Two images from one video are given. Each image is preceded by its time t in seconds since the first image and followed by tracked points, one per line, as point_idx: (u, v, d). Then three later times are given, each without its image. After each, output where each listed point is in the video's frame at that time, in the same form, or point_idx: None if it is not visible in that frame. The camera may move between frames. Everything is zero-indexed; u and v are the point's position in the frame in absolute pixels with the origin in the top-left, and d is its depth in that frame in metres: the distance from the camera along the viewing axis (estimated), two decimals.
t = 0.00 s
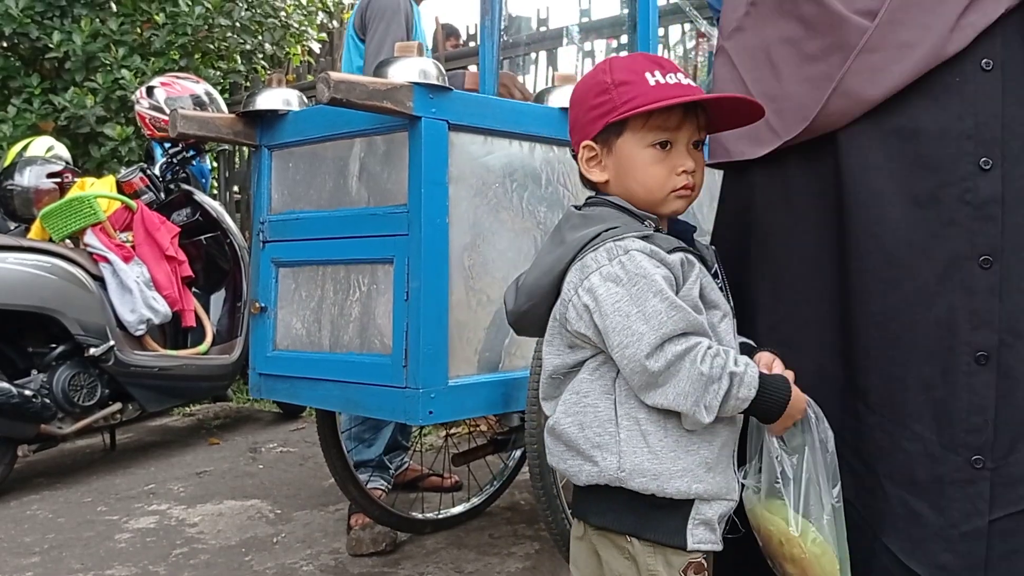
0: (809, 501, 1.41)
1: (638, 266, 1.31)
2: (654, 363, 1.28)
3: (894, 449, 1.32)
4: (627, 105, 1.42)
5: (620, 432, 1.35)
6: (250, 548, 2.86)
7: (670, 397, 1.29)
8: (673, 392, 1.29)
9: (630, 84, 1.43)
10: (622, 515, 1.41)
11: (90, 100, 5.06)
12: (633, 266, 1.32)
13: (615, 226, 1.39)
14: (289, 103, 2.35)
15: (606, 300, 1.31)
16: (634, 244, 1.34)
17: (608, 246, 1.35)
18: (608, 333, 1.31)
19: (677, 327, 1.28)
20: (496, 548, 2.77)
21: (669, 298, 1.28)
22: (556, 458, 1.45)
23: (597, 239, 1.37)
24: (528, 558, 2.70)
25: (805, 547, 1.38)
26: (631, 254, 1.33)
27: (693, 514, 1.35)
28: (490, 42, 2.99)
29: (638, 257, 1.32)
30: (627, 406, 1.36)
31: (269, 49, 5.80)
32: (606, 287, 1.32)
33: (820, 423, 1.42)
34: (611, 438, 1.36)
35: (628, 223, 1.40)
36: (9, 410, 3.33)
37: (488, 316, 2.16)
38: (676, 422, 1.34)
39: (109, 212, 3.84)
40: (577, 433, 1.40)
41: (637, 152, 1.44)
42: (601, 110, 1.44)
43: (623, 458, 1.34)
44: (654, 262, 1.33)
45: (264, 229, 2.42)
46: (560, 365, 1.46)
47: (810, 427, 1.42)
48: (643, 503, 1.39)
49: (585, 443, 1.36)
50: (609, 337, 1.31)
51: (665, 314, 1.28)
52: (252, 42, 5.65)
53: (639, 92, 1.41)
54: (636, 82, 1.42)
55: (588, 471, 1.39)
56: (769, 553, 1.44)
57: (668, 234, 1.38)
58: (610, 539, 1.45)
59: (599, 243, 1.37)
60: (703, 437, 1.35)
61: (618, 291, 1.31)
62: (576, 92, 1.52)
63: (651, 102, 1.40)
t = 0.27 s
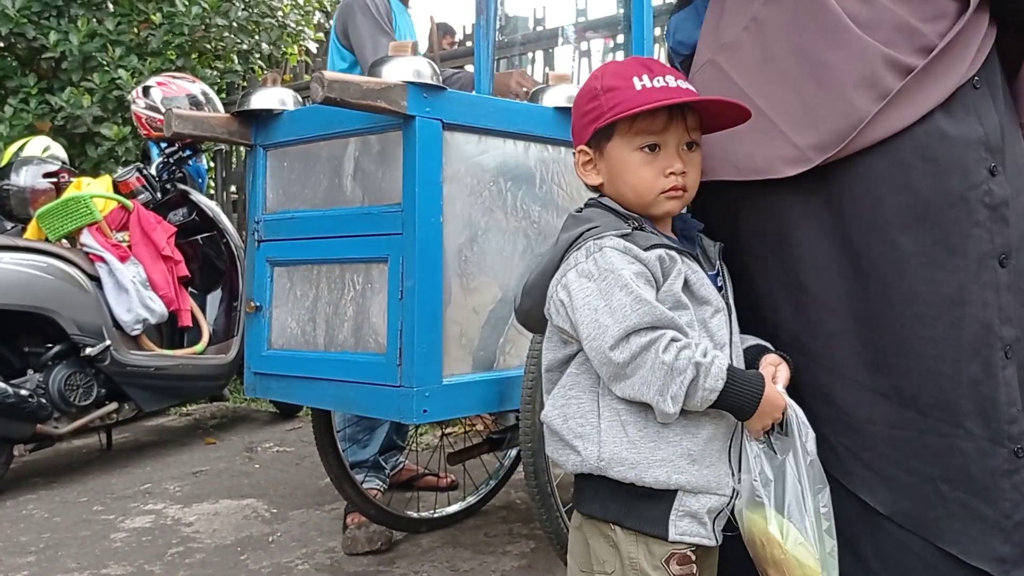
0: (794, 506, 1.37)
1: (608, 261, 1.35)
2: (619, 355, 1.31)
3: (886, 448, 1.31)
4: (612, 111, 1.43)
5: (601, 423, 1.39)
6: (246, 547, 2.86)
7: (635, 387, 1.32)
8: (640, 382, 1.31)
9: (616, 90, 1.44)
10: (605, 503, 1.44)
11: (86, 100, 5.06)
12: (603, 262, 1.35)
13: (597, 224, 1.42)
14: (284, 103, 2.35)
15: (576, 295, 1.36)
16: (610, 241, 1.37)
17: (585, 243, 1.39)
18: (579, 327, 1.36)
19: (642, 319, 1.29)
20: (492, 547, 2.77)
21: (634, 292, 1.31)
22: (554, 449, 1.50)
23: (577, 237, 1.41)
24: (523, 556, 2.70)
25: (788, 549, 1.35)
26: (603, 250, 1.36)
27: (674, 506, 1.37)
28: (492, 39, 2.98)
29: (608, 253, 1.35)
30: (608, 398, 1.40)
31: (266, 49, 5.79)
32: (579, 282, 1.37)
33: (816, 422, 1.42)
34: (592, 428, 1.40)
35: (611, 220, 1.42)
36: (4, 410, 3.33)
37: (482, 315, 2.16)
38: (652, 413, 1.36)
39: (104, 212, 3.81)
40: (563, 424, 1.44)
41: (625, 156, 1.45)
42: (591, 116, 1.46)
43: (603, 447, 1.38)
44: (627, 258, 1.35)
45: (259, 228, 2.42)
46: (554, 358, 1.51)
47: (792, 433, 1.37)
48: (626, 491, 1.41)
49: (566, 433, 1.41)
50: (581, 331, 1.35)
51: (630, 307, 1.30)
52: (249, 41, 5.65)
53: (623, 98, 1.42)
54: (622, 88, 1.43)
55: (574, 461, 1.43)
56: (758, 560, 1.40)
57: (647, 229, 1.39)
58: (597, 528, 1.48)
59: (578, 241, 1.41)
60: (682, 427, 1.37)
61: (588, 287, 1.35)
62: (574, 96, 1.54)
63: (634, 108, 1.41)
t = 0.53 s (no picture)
0: (788, 496, 1.34)
1: (607, 254, 1.33)
2: (619, 347, 1.29)
3: (839, 436, 1.32)
4: (609, 112, 1.39)
5: (600, 415, 1.36)
6: (236, 546, 2.86)
7: (635, 380, 1.30)
8: (639, 374, 1.29)
9: (615, 90, 1.40)
10: (601, 494, 1.40)
11: (79, 99, 5.05)
12: (603, 255, 1.33)
13: (594, 218, 1.40)
14: (276, 100, 2.35)
15: (575, 288, 1.34)
16: (608, 235, 1.36)
17: (583, 237, 1.38)
18: (578, 320, 1.34)
19: (643, 310, 1.28)
20: (483, 545, 2.77)
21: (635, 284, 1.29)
22: (548, 442, 1.46)
23: (574, 231, 1.39)
24: (514, 554, 2.70)
25: (784, 537, 1.32)
26: (601, 243, 1.35)
27: (672, 497, 1.34)
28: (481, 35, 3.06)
29: (608, 246, 1.34)
30: (605, 391, 1.37)
31: (260, 49, 5.77)
32: (579, 275, 1.35)
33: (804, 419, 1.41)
34: (590, 420, 1.37)
35: (607, 214, 1.41)
36: None
37: (473, 312, 2.17)
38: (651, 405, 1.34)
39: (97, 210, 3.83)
40: (559, 416, 1.41)
41: (622, 155, 1.42)
42: (588, 115, 1.42)
43: (602, 438, 1.35)
44: (627, 253, 1.33)
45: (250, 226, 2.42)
46: (547, 354, 1.48)
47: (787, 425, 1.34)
48: (621, 483, 1.38)
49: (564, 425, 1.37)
50: (580, 324, 1.33)
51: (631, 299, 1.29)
52: (243, 40, 5.64)
53: (622, 99, 1.38)
54: (621, 89, 1.39)
55: (571, 452, 1.39)
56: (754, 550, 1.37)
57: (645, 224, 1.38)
58: (591, 519, 1.44)
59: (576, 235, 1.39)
60: (682, 420, 1.35)
61: (587, 280, 1.33)
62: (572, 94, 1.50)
63: (632, 108, 1.37)
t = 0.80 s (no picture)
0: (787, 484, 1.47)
1: (625, 250, 1.35)
2: (641, 341, 1.31)
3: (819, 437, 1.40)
4: (611, 107, 1.42)
5: (614, 406, 1.37)
6: (223, 544, 2.85)
7: (654, 374, 1.32)
8: (658, 368, 1.32)
9: (615, 86, 1.43)
10: (613, 488, 1.39)
11: (67, 96, 5.01)
12: (620, 251, 1.35)
13: (602, 214, 1.41)
14: (262, 97, 2.34)
15: (594, 281, 1.34)
16: (622, 231, 1.37)
17: (596, 232, 1.38)
18: (595, 313, 1.34)
19: (664, 305, 1.31)
20: (470, 543, 2.77)
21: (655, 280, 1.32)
22: (551, 436, 1.44)
23: (584, 226, 1.40)
24: (501, 552, 2.70)
25: (789, 525, 1.44)
26: (617, 239, 1.36)
27: (683, 488, 1.37)
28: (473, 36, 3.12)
29: (624, 243, 1.36)
30: (618, 383, 1.38)
31: (250, 46, 5.76)
32: (595, 269, 1.35)
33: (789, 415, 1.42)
34: (605, 411, 1.37)
35: (612, 211, 1.42)
36: None
37: (460, 309, 2.17)
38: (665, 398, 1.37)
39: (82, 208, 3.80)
40: (570, 409, 1.40)
41: (621, 151, 1.45)
42: (587, 110, 1.45)
43: (619, 430, 1.36)
44: (640, 248, 1.36)
45: (236, 223, 2.41)
46: (547, 347, 1.47)
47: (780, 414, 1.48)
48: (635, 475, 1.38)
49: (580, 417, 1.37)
50: (597, 317, 1.34)
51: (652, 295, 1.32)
52: (232, 38, 5.63)
53: (623, 95, 1.42)
54: (621, 85, 1.43)
55: (584, 445, 1.39)
56: (749, 533, 1.49)
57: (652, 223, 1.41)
58: (599, 514, 1.43)
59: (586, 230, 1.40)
60: (690, 413, 1.38)
61: (605, 274, 1.34)
62: (565, 89, 1.52)
63: (635, 105, 1.41)
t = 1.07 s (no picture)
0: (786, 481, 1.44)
1: (629, 259, 1.29)
2: (646, 353, 1.27)
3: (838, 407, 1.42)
4: (608, 102, 1.37)
5: (625, 415, 1.31)
6: (205, 542, 2.83)
7: (661, 386, 1.27)
8: (666, 380, 1.27)
9: (610, 80, 1.38)
10: (630, 495, 1.33)
11: (51, 93, 4.98)
12: (624, 259, 1.29)
13: (601, 218, 1.35)
14: (244, 92, 2.34)
15: (597, 293, 1.29)
16: (623, 238, 1.32)
17: (597, 239, 1.32)
18: (600, 325, 1.29)
19: (670, 315, 1.27)
20: (454, 540, 2.77)
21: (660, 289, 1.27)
22: (557, 447, 1.38)
23: (585, 232, 1.33)
24: (485, 549, 2.70)
25: (789, 521, 1.40)
26: (620, 247, 1.30)
27: (694, 493, 1.32)
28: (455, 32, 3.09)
29: (627, 251, 1.30)
30: (626, 392, 1.32)
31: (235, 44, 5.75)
32: (598, 278, 1.29)
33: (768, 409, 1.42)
34: (616, 422, 1.31)
35: (609, 215, 1.36)
36: None
37: (443, 306, 2.16)
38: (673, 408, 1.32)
39: (65, 204, 3.78)
40: (579, 421, 1.34)
41: (620, 146, 1.39)
42: (583, 106, 1.39)
43: (631, 440, 1.30)
44: (642, 255, 1.31)
45: (218, 218, 2.40)
46: (549, 354, 1.40)
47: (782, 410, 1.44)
48: (655, 482, 1.32)
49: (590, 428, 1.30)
50: (603, 329, 1.28)
51: (658, 304, 1.27)
52: (217, 35, 5.61)
53: (620, 89, 1.37)
54: (617, 78, 1.37)
55: (594, 458, 1.32)
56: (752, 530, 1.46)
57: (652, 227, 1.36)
58: (618, 520, 1.36)
59: (586, 236, 1.33)
60: (697, 421, 1.34)
61: (608, 285, 1.29)
62: (557, 83, 1.46)
63: (634, 98, 1.35)
